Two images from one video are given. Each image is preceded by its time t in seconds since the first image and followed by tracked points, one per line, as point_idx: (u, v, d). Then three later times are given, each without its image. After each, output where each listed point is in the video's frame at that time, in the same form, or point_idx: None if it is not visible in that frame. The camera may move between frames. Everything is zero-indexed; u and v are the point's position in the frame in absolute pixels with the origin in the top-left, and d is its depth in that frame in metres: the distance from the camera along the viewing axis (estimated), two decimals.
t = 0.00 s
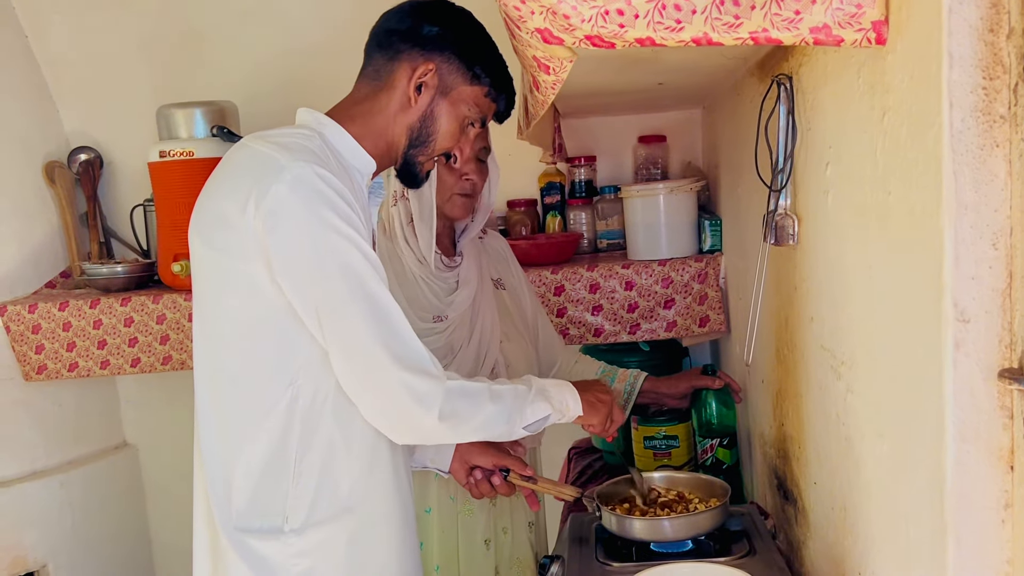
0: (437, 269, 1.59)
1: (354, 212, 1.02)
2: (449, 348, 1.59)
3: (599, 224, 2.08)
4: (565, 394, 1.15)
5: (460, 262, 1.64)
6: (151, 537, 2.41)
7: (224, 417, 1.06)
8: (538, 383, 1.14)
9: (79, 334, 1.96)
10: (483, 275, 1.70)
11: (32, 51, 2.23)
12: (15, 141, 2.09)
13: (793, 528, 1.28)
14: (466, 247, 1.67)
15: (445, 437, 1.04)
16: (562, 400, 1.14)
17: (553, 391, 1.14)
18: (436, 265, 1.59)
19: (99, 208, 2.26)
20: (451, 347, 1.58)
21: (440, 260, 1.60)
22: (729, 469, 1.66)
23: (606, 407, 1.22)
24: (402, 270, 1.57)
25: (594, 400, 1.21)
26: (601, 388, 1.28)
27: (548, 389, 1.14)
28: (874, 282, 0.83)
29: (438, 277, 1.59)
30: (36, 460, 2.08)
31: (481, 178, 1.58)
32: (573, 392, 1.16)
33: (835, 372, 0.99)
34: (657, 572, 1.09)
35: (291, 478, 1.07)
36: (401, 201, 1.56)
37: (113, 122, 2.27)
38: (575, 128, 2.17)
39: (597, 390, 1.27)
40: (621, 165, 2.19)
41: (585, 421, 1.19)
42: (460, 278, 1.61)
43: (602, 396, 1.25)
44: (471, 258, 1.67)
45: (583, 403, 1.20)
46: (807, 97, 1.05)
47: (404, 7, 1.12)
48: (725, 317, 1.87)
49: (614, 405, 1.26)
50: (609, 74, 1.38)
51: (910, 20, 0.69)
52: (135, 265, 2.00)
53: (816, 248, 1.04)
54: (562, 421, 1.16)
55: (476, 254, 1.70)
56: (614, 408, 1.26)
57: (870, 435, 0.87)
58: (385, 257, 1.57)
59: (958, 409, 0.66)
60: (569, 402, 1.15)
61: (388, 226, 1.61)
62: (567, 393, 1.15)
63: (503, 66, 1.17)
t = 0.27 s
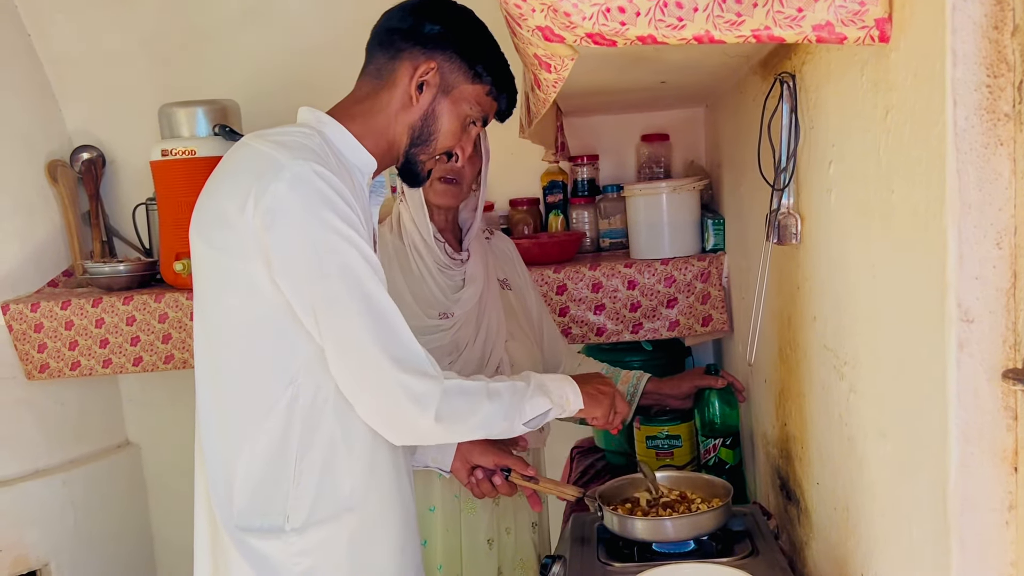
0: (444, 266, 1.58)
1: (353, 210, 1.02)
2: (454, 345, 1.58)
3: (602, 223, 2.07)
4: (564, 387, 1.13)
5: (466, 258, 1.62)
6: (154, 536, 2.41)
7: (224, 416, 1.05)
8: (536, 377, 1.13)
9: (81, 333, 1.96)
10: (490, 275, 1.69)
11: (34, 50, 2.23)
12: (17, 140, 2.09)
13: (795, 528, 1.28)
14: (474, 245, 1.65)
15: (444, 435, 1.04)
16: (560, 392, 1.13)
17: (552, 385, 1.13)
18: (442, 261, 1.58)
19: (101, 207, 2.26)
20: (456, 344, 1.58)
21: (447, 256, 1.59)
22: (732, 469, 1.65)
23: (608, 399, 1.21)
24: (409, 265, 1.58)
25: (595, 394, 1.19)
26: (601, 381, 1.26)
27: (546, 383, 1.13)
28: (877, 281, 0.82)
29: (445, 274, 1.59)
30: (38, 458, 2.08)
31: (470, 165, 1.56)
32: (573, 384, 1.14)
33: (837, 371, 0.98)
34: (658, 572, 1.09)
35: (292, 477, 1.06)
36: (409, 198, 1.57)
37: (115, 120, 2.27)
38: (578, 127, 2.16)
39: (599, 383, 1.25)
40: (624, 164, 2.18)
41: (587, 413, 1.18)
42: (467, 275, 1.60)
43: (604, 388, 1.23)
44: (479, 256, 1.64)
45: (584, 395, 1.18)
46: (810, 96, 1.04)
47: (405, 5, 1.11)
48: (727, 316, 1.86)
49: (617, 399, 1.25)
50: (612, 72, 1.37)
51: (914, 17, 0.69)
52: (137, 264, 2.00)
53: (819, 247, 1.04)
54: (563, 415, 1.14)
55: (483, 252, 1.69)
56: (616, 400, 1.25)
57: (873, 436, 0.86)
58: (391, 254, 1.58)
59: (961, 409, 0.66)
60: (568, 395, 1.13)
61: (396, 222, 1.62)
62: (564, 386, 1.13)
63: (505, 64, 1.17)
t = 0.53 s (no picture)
0: (447, 265, 1.58)
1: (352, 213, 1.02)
2: (457, 345, 1.57)
3: (605, 223, 2.07)
4: (562, 405, 1.14)
5: (470, 258, 1.62)
6: (156, 535, 2.42)
7: (224, 416, 1.05)
8: (531, 391, 1.13)
9: (84, 332, 1.97)
10: (495, 275, 1.67)
11: (38, 49, 2.23)
12: (21, 139, 2.10)
13: (798, 529, 1.27)
14: (478, 245, 1.65)
15: (440, 442, 1.04)
16: (557, 408, 1.13)
17: (548, 401, 1.13)
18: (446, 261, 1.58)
19: (104, 206, 2.26)
20: (459, 344, 1.57)
21: (451, 256, 1.59)
22: (735, 470, 1.62)
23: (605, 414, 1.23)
24: (412, 265, 1.57)
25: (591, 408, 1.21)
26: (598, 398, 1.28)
27: (542, 397, 1.13)
28: (879, 281, 0.82)
29: (448, 273, 1.58)
30: (41, 457, 2.09)
31: (471, 166, 1.55)
32: (568, 402, 1.15)
33: (840, 371, 0.98)
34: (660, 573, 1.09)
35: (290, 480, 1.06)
36: (410, 198, 1.56)
37: (118, 120, 2.27)
38: (581, 126, 2.16)
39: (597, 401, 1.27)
40: (627, 163, 2.18)
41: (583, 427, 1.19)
42: (470, 275, 1.60)
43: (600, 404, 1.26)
44: (483, 256, 1.64)
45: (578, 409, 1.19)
46: (813, 95, 1.03)
47: (404, 3, 1.11)
48: (730, 316, 1.86)
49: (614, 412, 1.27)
50: (614, 71, 1.37)
51: (917, 15, 0.68)
52: (140, 263, 2.00)
53: (821, 246, 1.03)
54: (559, 431, 1.15)
55: (487, 252, 1.68)
56: (613, 412, 1.27)
57: (875, 436, 0.86)
58: (394, 253, 1.57)
59: (964, 410, 0.65)
60: (566, 412, 1.14)
61: (399, 222, 1.61)
62: (561, 402, 1.14)
63: (505, 63, 1.16)
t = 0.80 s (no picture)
0: (448, 266, 1.58)
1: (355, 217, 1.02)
2: (458, 345, 1.57)
3: (608, 223, 2.07)
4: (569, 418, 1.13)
5: (472, 259, 1.62)
6: (160, 535, 2.42)
7: (225, 418, 1.05)
8: (542, 410, 1.13)
9: (86, 332, 1.97)
10: (497, 276, 1.66)
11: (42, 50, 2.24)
12: (24, 140, 2.10)
13: (800, 531, 1.27)
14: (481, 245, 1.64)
15: (442, 448, 1.03)
16: (566, 429, 1.13)
17: (557, 421, 1.13)
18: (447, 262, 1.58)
19: (108, 206, 2.27)
20: (460, 344, 1.57)
21: (452, 257, 1.59)
22: (738, 471, 1.63)
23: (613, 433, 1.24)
24: (414, 265, 1.58)
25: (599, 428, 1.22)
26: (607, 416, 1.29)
27: (552, 417, 1.13)
28: (880, 284, 0.81)
29: (449, 274, 1.59)
30: (45, 457, 2.09)
31: (473, 167, 1.55)
32: (577, 422, 1.15)
33: (841, 374, 0.97)
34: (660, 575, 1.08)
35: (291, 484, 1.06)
36: (411, 198, 1.56)
37: (122, 120, 2.28)
38: (584, 127, 2.16)
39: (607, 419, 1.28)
40: (630, 164, 2.17)
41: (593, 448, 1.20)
42: (472, 276, 1.60)
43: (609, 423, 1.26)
44: (486, 257, 1.63)
45: (589, 431, 1.20)
46: (814, 95, 1.03)
47: (406, 4, 1.11)
48: (733, 317, 1.85)
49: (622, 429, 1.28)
50: (616, 71, 1.37)
51: (918, 15, 0.68)
52: (143, 263, 2.00)
53: (823, 248, 1.03)
54: (566, 451, 1.14)
55: (489, 253, 1.68)
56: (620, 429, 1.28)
57: (876, 439, 0.85)
58: (396, 253, 1.58)
59: (964, 413, 0.65)
60: (574, 432, 1.14)
61: (401, 222, 1.61)
62: (571, 424, 1.14)
63: (506, 64, 1.16)
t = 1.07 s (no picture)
0: (450, 268, 1.58)
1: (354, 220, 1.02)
2: (460, 348, 1.57)
3: (610, 225, 2.07)
4: (570, 422, 1.13)
5: (473, 261, 1.62)
6: (162, 535, 2.42)
7: (223, 420, 1.05)
8: (542, 408, 1.13)
9: (90, 333, 1.97)
10: (498, 278, 1.67)
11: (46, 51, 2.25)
12: (28, 141, 2.11)
13: (802, 535, 1.26)
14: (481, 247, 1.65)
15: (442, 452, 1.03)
16: (568, 427, 1.13)
17: (559, 419, 1.13)
18: (448, 264, 1.58)
19: (111, 207, 2.27)
20: (461, 346, 1.57)
21: (453, 259, 1.59)
22: (739, 474, 1.62)
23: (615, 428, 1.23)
24: (415, 268, 1.58)
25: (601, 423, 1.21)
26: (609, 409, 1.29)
27: (552, 414, 1.13)
28: (881, 287, 0.81)
29: (450, 276, 1.59)
30: (48, 458, 2.10)
31: (475, 169, 1.55)
32: (580, 419, 1.14)
33: (842, 378, 0.97)
34: None
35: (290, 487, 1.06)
36: (413, 200, 1.56)
37: (125, 121, 2.28)
38: (587, 128, 2.16)
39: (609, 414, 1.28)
40: (633, 165, 2.17)
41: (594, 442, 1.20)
42: (473, 278, 1.60)
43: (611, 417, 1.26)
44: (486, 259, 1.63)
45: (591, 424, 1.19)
46: (816, 97, 1.03)
47: (407, 6, 1.11)
48: (736, 319, 1.85)
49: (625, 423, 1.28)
50: (617, 73, 1.36)
51: (918, 16, 0.67)
52: (146, 264, 2.01)
53: (824, 250, 1.02)
54: (568, 449, 1.14)
55: (491, 255, 1.68)
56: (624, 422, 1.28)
57: (877, 443, 0.85)
58: (397, 255, 1.58)
59: (965, 418, 0.64)
60: (576, 430, 1.14)
61: (403, 223, 1.61)
62: (572, 419, 1.13)
63: (507, 66, 1.16)
